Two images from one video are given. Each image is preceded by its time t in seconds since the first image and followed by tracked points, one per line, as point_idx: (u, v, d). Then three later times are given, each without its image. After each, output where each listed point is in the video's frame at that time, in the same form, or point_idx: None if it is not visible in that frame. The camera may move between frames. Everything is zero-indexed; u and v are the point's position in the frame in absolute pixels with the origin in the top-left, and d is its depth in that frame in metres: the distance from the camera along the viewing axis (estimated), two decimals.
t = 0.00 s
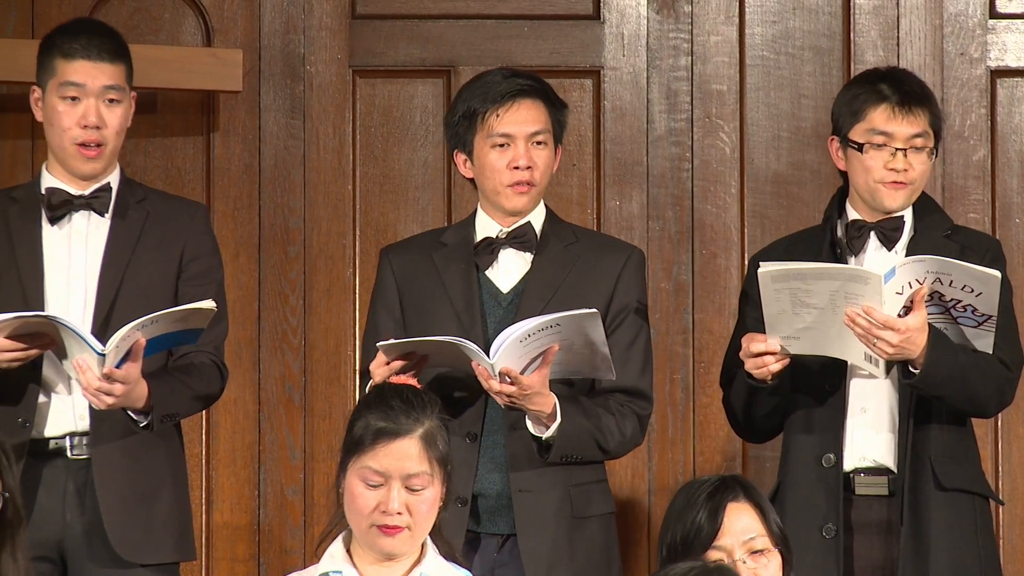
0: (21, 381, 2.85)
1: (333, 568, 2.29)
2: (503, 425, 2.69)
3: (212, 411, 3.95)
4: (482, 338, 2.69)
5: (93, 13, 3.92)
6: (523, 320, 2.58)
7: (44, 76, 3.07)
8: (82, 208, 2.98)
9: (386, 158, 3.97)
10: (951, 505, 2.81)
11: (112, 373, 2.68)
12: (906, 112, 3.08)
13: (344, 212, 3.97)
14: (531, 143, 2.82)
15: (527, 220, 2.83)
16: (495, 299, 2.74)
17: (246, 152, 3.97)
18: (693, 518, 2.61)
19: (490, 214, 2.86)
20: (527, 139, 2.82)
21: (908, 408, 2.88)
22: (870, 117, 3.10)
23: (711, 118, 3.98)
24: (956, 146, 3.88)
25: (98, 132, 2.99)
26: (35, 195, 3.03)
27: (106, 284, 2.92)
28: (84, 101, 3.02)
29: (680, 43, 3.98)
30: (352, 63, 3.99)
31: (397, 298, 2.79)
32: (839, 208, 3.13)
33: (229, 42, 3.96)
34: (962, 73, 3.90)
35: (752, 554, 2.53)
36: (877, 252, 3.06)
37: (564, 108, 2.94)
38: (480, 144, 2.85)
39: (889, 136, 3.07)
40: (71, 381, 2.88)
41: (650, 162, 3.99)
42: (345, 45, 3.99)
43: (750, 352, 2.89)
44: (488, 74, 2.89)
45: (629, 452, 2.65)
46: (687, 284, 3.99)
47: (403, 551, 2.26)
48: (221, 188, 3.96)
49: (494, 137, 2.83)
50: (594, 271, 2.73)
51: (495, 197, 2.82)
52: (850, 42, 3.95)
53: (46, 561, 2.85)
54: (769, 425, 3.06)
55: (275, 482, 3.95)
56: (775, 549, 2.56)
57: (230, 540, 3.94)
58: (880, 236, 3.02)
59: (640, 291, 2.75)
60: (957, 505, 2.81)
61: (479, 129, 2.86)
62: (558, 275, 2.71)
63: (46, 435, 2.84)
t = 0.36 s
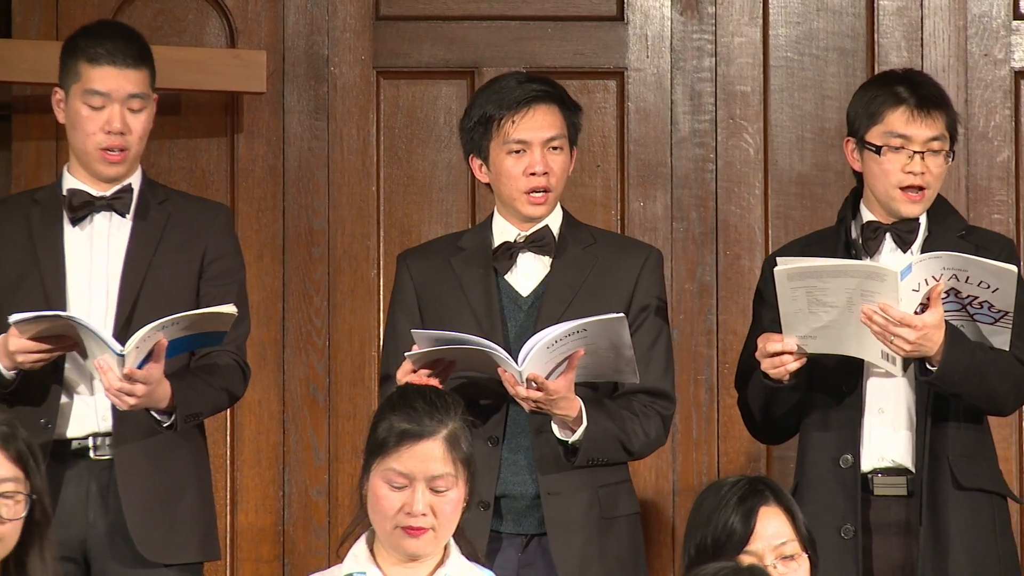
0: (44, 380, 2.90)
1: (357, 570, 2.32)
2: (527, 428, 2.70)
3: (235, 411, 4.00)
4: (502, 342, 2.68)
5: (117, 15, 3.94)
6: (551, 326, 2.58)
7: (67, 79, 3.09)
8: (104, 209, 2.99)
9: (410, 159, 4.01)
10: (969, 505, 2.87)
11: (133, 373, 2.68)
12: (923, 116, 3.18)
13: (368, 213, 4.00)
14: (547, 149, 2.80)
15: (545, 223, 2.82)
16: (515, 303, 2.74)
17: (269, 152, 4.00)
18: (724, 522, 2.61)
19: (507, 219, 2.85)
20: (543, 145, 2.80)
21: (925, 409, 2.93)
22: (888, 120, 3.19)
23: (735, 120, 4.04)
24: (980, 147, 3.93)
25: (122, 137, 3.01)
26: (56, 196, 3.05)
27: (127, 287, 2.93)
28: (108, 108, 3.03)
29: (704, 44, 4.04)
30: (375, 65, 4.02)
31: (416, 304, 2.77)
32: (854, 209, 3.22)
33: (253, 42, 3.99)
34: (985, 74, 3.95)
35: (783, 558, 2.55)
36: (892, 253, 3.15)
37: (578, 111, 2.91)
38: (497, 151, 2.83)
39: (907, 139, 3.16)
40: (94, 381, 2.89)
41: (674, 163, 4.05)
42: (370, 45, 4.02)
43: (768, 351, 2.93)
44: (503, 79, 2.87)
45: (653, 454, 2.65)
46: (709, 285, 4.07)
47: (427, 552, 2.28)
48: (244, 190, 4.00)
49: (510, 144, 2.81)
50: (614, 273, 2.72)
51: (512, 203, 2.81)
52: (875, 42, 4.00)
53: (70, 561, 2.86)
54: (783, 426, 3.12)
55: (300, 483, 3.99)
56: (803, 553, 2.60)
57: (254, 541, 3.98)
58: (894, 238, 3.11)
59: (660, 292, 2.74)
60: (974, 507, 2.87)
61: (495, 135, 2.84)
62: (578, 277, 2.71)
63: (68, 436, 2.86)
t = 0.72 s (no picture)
0: (63, 384, 2.90)
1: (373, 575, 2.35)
2: (540, 432, 2.70)
3: (254, 415, 4.01)
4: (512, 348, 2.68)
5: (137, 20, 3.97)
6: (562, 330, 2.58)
7: (87, 85, 3.10)
8: (122, 214, 3.01)
9: (429, 163, 4.02)
10: (987, 510, 2.87)
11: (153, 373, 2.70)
12: (939, 118, 3.16)
13: (388, 218, 4.03)
14: (554, 151, 2.80)
15: (553, 227, 2.82)
16: (525, 307, 2.74)
17: (288, 156, 4.02)
18: (746, 527, 2.61)
19: (516, 223, 2.84)
20: (550, 147, 2.80)
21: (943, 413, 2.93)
22: (902, 123, 3.17)
23: (755, 125, 4.06)
24: (999, 151, 3.93)
25: (143, 147, 3.02)
26: (73, 201, 3.06)
27: (145, 289, 2.96)
28: (130, 119, 3.03)
29: (723, 48, 4.06)
30: (395, 68, 4.04)
31: (426, 309, 2.77)
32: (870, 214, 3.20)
33: (271, 46, 4.01)
34: (1004, 78, 3.95)
35: (805, 564, 2.58)
36: (908, 257, 3.15)
37: (586, 114, 2.91)
38: (504, 154, 2.83)
39: (922, 140, 3.14)
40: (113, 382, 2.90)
41: (693, 168, 4.08)
42: (388, 49, 4.04)
43: (786, 356, 2.91)
44: (508, 84, 2.88)
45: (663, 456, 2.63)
46: (728, 288, 4.09)
47: (443, 556, 2.31)
48: (264, 195, 4.02)
49: (517, 146, 2.81)
50: (623, 276, 2.71)
51: (520, 206, 2.81)
52: (894, 47, 4.00)
53: (89, 566, 2.88)
54: (804, 431, 3.12)
55: (319, 487, 4.01)
56: (824, 560, 2.60)
57: (273, 545, 4.00)
58: (911, 242, 3.11)
59: (670, 295, 2.73)
60: (992, 511, 2.88)
61: (502, 138, 2.84)
62: (587, 281, 2.71)
63: (87, 441, 2.87)
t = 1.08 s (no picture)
0: (85, 389, 2.92)
1: None
2: (550, 434, 2.70)
3: (276, 419, 4.03)
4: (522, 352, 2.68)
5: (159, 24, 4.01)
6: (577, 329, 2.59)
7: (108, 88, 3.13)
8: (143, 218, 3.03)
9: (451, 168, 4.04)
10: (1009, 516, 2.86)
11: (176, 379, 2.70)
12: (955, 108, 3.17)
13: (409, 223, 4.04)
14: (568, 153, 2.82)
15: (564, 230, 2.83)
16: (535, 310, 2.74)
17: (310, 160, 4.04)
18: (766, 533, 2.59)
19: (527, 227, 2.85)
20: (564, 149, 2.82)
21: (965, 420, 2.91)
22: (920, 116, 3.18)
23: (778, 129, 4.06)
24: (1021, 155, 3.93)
25: (161, 145, 3.05)
26: (93, 204, 3.09)
27: (167, 293, 2.97)
28: (148, 114, 3.07)
29: (745, 52, 4.06)
30: (417, 73, 4.06)
31: (435, 312, 2.78)
32: (893, 215, 3.19)
33: (293, 51, 4.04)
34: None
35: (825, 569, 2.56)
36: (933, 261, 3.12)
37: (596, 116, 2.93)
38: (518, 156, 2.84)
39: (939, 131, 3.14)
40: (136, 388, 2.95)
41: (715, 172, 4.08)
42: (410, 53, 4.06)
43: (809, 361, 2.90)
44: (521, 85, 2.88)
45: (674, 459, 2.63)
46: (750, 293, 4.09)
47: (463, 561, 2.31)
48: (286, 199, 4.04)
49: (532, 147, 2.82)
50: (632, 280, 2.72)
51: (533, 208, 2.81)
52: (916, 51, 4.02)
53: (111, 570, 2.89)
54: (824, 439, 3.09)
55: (341, 492, 4.02)
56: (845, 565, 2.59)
57: (296, 550, 4.02)
58: (935, 244, 3.08)
59: (679, 297, 2.74)
60: (1015, 517, 2.86)
61: (516, 140, 2.85)
62: (597, 284, 2.71)
63: (109, 445, 2.90)
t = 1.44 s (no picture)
0: (109, 391, 2.95)
1: None
2: (558, 436, 2.71)
3: (300, 422, 4.06)
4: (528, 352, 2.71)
5: (183, 26, 4.05)
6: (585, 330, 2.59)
7: (137, 92, 3.16)
8: (167, 221, 3.07)
9: (474, 171, 4.06)
10: None
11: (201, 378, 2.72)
12: (980, 114, 3.13)
13: (433, 226, 4.06)
14: (576, 154, 2.85)
15: (570, 231, 2.86)
16: (542, 312, 2.77)
17: (333, 163, 4.08)
18: (783, 534, 2.59)
19: (533, 228, 2.88)
20: (573, 150, 2.85)
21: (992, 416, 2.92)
22: (944, 122, 3.15)
23: (802, 132, 4.07)
24: None
25: (189, 153, 3.08)
26: (118, 207, 3.14)
27: (191, 298, 3.00)
28: (178, 123, 3.10)
29: (769, 55, 4.08)
30: (440, 75, 4.09)
31: (440, 311, 2.81)
32: (918, 217, 3.16)
33: (316, 54, 4.07)
34: None
35: (844, 566, 2.56)
36: (958, 262, 3.11)
37: (602, 118, 2.96)
38: (526, 156, 2.87)
39: (963, 137, 3.11)
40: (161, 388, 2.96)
41: (739, 175, 4.09)
42: (433, 55, 4.09)
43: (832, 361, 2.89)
44: (529, 86, 2.91)
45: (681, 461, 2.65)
46: (774, 296, 4.09)
47: (485, 561, 2.34)
48: (309, 202, 4.08)
49: (540, 148, 2.85)
50: (638, 280, 2.74)
51: (541, 208, 2.84)
52: (940, 53, 4.03)
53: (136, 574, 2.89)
54: (849, 436, 3.08)
55: (365, 494, 4.05)
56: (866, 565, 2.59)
57: (319, 553, 4.05)
58: (960, 246, 3.06)
59: (685, 299, 2.76)
60: None
61: (524, 140, 2.88)
62: (604, 285, 2.73)
63: (134, 447, 2.92)
